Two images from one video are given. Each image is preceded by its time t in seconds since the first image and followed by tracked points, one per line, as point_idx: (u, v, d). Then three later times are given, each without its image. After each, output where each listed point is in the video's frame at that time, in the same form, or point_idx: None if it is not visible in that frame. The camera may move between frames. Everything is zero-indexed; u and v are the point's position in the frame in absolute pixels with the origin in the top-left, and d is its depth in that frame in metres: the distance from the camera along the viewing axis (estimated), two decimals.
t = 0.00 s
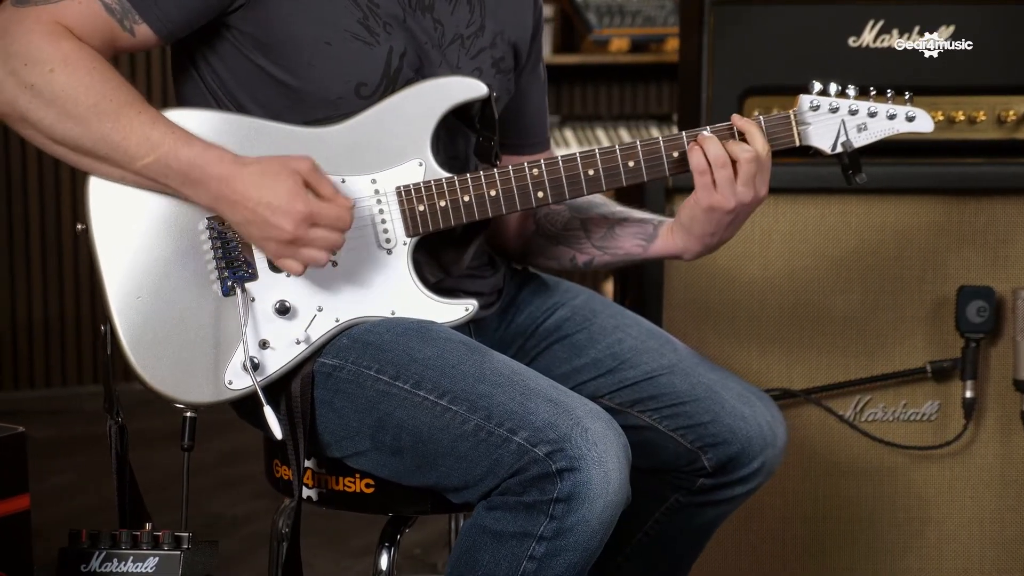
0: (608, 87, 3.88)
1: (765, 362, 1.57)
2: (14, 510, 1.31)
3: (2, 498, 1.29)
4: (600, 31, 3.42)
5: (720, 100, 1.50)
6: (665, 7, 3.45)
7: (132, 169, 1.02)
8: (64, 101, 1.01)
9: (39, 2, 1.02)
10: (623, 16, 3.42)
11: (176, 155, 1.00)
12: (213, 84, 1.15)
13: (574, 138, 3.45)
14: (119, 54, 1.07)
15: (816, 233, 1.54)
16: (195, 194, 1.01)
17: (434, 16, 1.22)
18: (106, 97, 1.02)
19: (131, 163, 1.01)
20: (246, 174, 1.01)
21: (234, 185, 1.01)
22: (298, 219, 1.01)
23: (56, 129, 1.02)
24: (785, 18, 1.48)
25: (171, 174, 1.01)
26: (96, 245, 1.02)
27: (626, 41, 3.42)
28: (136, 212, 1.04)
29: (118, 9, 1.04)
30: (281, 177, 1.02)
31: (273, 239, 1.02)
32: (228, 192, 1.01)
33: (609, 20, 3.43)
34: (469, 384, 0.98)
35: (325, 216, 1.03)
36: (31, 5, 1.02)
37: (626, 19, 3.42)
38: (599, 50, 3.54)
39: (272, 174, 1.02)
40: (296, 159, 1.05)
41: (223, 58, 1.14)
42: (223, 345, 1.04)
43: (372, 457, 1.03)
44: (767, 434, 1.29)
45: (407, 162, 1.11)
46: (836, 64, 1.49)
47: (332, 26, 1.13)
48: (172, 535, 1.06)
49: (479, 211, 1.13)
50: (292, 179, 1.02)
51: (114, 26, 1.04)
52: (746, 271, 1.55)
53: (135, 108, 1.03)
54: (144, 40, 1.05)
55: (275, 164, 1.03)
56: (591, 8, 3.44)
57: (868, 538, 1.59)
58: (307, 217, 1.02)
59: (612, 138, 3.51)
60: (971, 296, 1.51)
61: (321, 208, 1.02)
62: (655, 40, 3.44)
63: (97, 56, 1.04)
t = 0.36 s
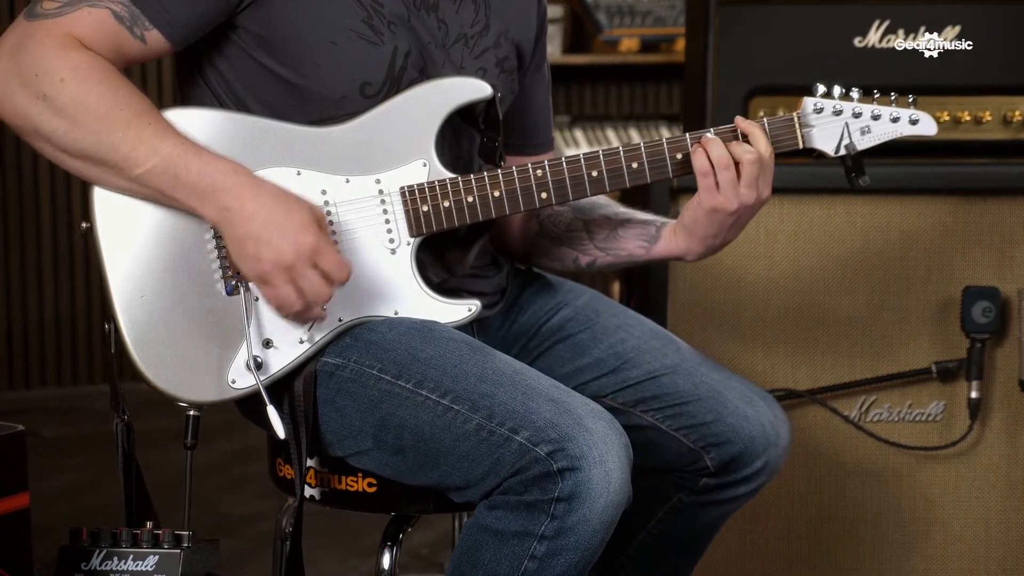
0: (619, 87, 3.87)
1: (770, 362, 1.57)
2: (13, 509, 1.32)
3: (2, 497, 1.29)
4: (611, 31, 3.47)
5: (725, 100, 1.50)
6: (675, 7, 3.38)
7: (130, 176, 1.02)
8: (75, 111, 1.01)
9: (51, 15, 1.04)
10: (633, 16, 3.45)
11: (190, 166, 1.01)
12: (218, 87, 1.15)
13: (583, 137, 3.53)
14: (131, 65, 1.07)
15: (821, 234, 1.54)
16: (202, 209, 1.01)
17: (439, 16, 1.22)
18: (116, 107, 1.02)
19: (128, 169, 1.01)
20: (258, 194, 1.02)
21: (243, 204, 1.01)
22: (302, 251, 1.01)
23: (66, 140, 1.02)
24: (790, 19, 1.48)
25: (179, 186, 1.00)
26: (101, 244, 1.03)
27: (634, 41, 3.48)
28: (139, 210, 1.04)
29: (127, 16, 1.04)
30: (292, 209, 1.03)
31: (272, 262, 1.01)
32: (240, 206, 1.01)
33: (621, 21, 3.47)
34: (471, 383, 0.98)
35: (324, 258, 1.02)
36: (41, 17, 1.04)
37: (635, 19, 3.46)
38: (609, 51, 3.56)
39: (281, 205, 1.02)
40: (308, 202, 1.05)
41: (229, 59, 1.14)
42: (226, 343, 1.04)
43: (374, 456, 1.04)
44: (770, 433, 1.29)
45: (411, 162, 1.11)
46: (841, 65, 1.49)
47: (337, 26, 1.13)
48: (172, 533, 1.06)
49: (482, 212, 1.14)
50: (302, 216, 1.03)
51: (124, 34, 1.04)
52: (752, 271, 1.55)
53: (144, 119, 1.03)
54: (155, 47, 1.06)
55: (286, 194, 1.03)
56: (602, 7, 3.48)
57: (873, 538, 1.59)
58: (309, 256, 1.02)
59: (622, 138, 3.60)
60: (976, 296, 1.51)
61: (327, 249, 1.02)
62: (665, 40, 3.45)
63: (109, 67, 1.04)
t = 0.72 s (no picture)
0: (629, 88, 3.87)
1: (774, 362, 1.57)
2: (13, 507, 1.32)
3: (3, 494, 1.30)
4: (621, 30, 3.49)
5: (730, 99, 1.50)
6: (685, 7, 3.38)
7: (130, 176, 1.02)
8: (75, 111, 1.02)
9: (54, 15, 1.04)
10: (642, 16, 3.46)
11: (188, 174, 1.01)
12: (221, 87, 1.16)
13: (593, 137, 3.54)
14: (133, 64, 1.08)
15: (826, 233, 1.54)
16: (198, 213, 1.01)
17: (443, 16, 1.22)
18: (117, 108, 1.03)
19: (127, 169, 1.01)
20: (254, 205, 1.01)
21: (239, 212, 1.01)
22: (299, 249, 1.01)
23: (63, 138, 1.03)
24: (796, 19, 1.48)
25: (176, 189, 1.01)
26: (104, 242, 1.03)
27: (645, 40, 3.48)
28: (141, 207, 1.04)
29: (129, 17, 1.04)
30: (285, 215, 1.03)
31: (276, 257, 1.00)
32: (236, 213, 1.01)
33: (633, 20, 3.48)
34: (471, 382, 0.98)
35: (310, 281, 1.02)
36: (45, 17, 1.04)
37: (646, 18, 3.46)
38: (619, 51, 3.55)
39: (274, 221, 1.01)
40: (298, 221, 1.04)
41: (232, 58, 1.14)
42: (226, 341, 1.05)
43: (375, 454, 1.04)
44: (772, 433, 1.29)
45: (413, 162, 1.12)
46: (845, 64, 1.49)
47: (340, 26, 1.13)
48: (172, 531, 1.06)
49: (485, 211, 1.14)
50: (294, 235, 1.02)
51: (125, 34, 1.04)
52: (757, 271, 1.55)
53: (142, 123, 1.02)
54: (158, 46, 1.06)
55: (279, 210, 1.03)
56: (611, 7, 3.48)
57: (878, 538, 1.59)
58: (295, 274, 1.01)
59: (633, 137, 3.60)
60: (982, 295, 1.50)
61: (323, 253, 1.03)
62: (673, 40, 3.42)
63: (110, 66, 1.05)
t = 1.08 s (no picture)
0: (638, 88, 3.88)
1: (778, 362, 1.57)
2: (12, 504, 1.33)
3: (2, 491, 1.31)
4: (630, 30, 3.46)
5: (735, 99, 1.51)
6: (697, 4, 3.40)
7: (143, 163, 1.02)
8: (85, 108, 1.02)
9: (58, 14, 1.04)
10: (651, 16, 3.42)
11: (197, 159, 1.01)
12: (224, 87, 1.16)
13: (601, 137, 3.54)
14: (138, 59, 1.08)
15: (830, 233, 1.53)
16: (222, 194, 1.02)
17: (444, 17, 1.23)
18: (125, 100, 1.03)
19: (139, 157, 1.02)
20: (277, 168, 1.03)
21: (260, 185, 1.02)
22: (331, 217, 1.03)
23: (80, 139, 1.03)
24: (800, 20, 1.48)
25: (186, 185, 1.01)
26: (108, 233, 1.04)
27: (655, 40, 3.44)
28: (146, 202, 1.05)
29: (133, 16, 1.05)
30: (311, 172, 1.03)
31: (302, 235, 1.04)
32: (259, 188, 1.02)
33: (641, 20, 3.44)
34: (471, 381, 0.99)
35: (356, 218, 1.06)
36: (49, 17, 1.04)
37: (654, 19, 3.42)
38: (628, 50, 3.53)
39: (307, 169, 1.03)
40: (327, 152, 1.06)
41: (235, 59, 1.15)
42: (228, 335, 1.05)
43: (375, 453, 1.04)
44: (774, 433, 1.29)
45: (418, 163, 1.12)
46: (850, 65, 1.49)
47: (342, 26, 1.14)
48: (172, 528, 1.07)
49: (490, 215, 1.14)
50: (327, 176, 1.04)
51: (130, 33, 1.05)
52: (761, 271, 1.55)
53: (154, 112, 1.03)
54: (160, 45, 1.07)
55: (311, 158, 1.04)
56: (620, 7, 3.45)
57: (882, 538, 1.59)
58: (340, 217, 1.04)
59: (643, 136, 3.61)
60: (986, 295, 1.50)
61: (355, 209, 1.05)
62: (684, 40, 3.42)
63: (116, 61, 1.05)
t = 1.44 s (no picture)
0: (648, 87, 3.86)
1: (782, 362, 1.57)
2: (12, 502, 1.33)
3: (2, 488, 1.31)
4: (639, 30, 3.44)
5: (740, 99, 1.50)
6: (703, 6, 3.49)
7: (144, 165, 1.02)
8: (88, 114, 1.02)
9: (59, 19, 1.04)
10: (661, 16, 3.44)
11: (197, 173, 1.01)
12: (226, 89, 1.16)
13: (611, 137, 3.56)
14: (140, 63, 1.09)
15: (835, 233, 1.53)
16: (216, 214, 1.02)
17: (444, 17, 1.23)
18: (129, 104, 1.03)
19: (141, 159, 1.02)
20: (280, 169, 1.03)
21: (264, 185, 1.02)
22: (338, 212, 1.04)
23: (81, 143, 1.03)
24: (803, 19, 1.48)
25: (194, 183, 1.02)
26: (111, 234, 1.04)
27: (665, 40, 3.44)
28: (148, 203, 1.05)
29: (134, 21, 1.05)
30: (319, 167, 1.04)
31: (313, 232, 1.04)
32: (263, 187, 1.02)
33: (652, 20, 3.45)
34: (473, 380, 0.99)
35: (363, 209, 1.06)
36: (51, 23, 1.04)
37: (665, 18, 3.45)
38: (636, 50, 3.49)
39: (308, 167, 1.04)
40: (327, 146, 1.06)
41: (237, 62, 1.15)
42: (232, 334, 1.06)
43: (377, 452, 1.04)
44: (777, 432, 1.29)
45: (419, 162, 1.12)
46: (854, 65, 1.49)
47: (343, 27, 1.14)
48: (172, 527, 1.09)
49: (490, 213, 1.14)
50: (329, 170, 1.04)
51: (132, 38, 1.05)
52: (766, 271, 1.55)
53: (156, 115, 1.03)
54: (161, 49, 1.07)
55: (311, 156, 1.04)
56: (631, 7, 3.49)
57: (886, 538, 1.58)
58: (347, 211, 1.05)
59: (651, 135, 3.64)
60: (990, 295, 1.50)
61: (360, 201, 1.05)
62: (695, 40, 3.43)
63: (120, 66, 1.06)
